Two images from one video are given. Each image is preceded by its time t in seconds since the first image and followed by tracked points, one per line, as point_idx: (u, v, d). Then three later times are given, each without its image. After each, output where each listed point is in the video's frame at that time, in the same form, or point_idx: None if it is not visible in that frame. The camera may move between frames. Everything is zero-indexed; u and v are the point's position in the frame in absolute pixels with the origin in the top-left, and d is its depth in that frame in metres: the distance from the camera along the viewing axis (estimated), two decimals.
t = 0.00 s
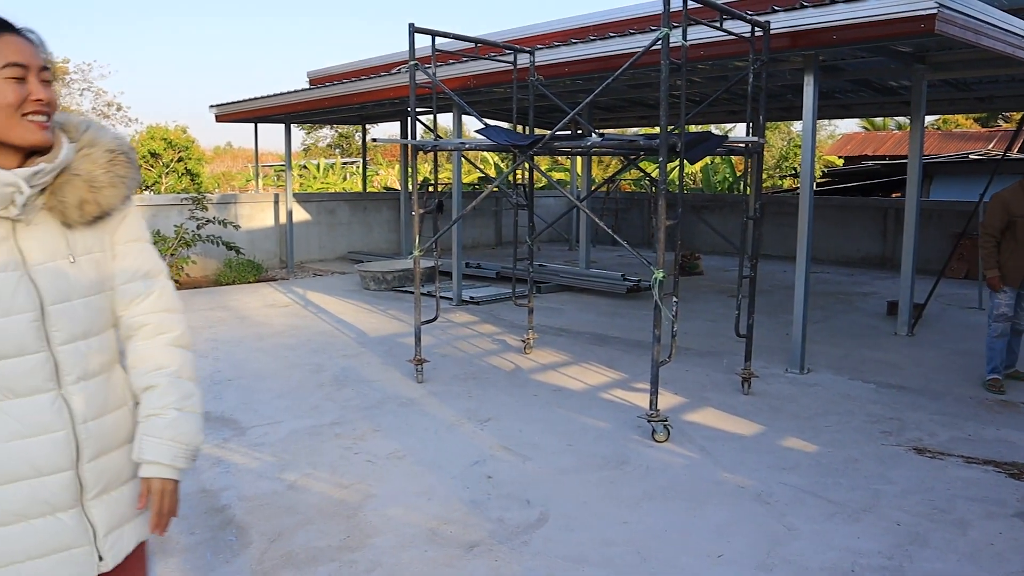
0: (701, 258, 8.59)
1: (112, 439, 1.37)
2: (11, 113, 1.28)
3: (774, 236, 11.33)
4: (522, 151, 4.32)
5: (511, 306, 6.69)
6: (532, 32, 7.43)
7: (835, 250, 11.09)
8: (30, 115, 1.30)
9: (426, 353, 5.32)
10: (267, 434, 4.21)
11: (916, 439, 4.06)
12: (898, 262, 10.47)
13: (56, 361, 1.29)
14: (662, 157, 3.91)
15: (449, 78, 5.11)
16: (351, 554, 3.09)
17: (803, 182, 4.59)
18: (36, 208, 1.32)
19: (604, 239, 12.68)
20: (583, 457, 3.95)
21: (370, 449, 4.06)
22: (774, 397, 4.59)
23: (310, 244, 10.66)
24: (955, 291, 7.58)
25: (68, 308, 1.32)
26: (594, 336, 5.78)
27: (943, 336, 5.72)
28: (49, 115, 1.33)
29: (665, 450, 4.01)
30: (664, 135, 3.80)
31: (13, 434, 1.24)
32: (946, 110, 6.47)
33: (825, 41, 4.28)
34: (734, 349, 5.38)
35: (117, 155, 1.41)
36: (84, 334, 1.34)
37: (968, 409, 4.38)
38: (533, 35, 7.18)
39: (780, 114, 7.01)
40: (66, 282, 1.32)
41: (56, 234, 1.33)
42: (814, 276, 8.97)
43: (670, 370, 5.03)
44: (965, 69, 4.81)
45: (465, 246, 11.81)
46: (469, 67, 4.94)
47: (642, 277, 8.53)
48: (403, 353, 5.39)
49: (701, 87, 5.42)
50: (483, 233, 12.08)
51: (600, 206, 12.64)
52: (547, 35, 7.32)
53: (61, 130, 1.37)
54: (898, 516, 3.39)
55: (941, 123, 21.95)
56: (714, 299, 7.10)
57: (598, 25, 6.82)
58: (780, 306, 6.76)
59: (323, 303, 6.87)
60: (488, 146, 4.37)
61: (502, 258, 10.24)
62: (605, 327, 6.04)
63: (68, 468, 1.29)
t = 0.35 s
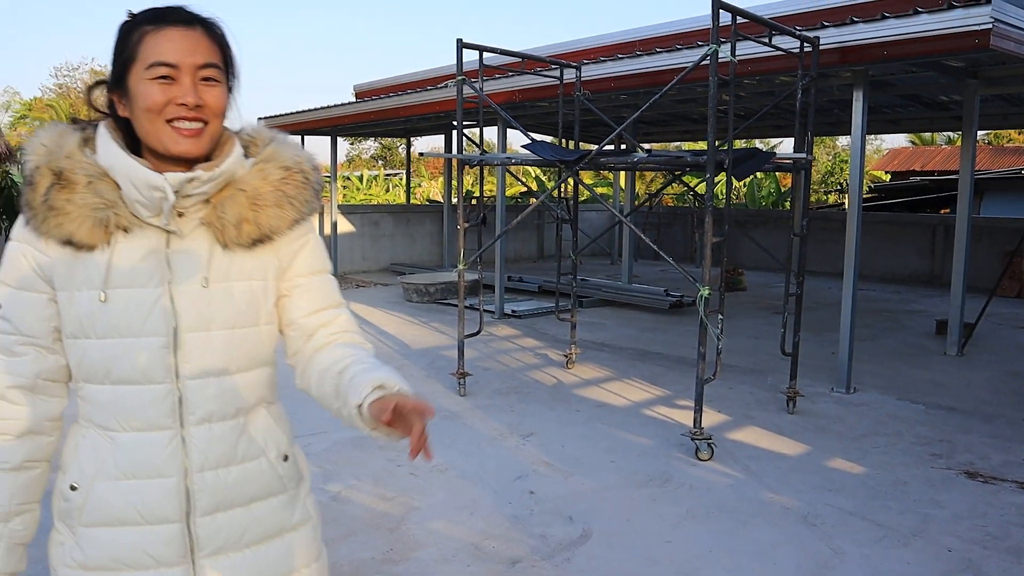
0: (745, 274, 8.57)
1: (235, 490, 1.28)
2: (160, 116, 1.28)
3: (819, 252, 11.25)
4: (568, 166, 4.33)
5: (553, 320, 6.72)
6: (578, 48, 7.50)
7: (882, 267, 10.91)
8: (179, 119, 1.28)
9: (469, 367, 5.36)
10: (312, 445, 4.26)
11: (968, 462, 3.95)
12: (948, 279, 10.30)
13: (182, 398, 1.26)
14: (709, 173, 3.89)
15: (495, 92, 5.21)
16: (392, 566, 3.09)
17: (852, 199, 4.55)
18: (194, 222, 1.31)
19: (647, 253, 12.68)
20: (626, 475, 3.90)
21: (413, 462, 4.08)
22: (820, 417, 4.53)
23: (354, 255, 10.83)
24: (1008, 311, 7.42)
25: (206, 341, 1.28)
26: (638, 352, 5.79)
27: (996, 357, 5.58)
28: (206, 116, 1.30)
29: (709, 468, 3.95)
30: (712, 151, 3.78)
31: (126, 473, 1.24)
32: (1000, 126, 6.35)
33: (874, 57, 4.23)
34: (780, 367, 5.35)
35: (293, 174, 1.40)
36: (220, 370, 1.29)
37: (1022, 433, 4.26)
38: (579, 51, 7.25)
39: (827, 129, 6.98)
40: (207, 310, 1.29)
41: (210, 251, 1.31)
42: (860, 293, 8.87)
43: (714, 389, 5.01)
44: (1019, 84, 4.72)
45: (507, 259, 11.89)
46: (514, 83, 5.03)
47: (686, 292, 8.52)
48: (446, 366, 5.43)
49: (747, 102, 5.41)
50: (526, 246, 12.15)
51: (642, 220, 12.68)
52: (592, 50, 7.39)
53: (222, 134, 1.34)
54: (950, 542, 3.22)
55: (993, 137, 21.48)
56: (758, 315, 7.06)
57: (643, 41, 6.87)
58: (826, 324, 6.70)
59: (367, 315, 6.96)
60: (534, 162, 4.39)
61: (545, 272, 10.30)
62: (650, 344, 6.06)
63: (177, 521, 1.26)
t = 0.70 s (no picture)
0: (756, 284, 8.58)
1: (398, 535, 1.17)
2: (353, 125, 1.14)
3: (830, 263, 11.24)
4: (581, 176, 4.33)
5: (565, 329, 6.74)
6: (590, 58, 7.55)
7: (894, 277, 10.88)
8: (371, 129, 1.13)
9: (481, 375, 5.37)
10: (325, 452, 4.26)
11: (982, 475, 3.91)
12: (960, 290, 10.27)
13: (355, 434, 1.16)
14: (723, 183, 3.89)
15: (508, 102, 5.25)
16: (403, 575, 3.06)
17: (865, 208, 4.55)
18: (389, 244, 1.19)
19: (657, 262, 12.71)
20: (638, 485, 3.88)
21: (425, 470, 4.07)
22: (833, 428, 4.52)
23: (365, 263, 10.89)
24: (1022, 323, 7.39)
25: (388, 374, 1.16)
26: (650, 362, 5.81)
27: (1009, 369, 5.55)
28: (399, 131, 1.14)
29: (721, 479, 3.92)
30: (725, 161, 3.79)
31: (288, 501, 1.16)
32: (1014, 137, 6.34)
33: (889, 68, 4.23)
34: (792, 378, 5.35)
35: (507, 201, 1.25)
36: (400, 407, 1.17)
37: None
38: (591, 61, 7.30)
39: (840, 139, 6.98)
40: (389, 341, 1.16)
41: (403, 280, 1.19)
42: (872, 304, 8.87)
43: (726, 399, 5.01)
44: None
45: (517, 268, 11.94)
46: (527, 92, 5.08)
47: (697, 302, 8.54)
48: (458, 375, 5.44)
49: (759, 112, 5.43)
50: (536, 255, 12.19)
51: (653, 230, 12.71)
52: (603, 61, 7.44)
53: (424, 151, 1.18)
54: (964, 555, 3.18)
55: (1005, 148, 21.39)
56: (770, 326, 7.06)
57: (655, 51, 6.92)
58: (838, 335, 6.70)
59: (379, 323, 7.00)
60: (547, 171, 4.40)
61: (556, 281, 10.34)
62: (662, 353, 6.07)
63: (333, 562, 1.15)
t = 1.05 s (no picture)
0: (753, 290, 8.60)
1: (454, 555, 1.21)
2: (417, 128, 1.17)
3: (827, 269, 11.26)
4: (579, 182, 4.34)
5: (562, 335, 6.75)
6: (588, 64, 7.57)
7: (891, 283, 10.89)
8: (431, 132, 1.15)
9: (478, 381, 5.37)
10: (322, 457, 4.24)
11: (979, 483, 3.91)
12: (956, 297, 10.29)
13: (420, 454, 1.19)
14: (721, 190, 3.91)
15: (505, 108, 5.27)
16: None
17: (862, 216, 4.57)
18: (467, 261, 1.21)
19: (654, 268, 12.73)
20: (636, 492, 3.87)
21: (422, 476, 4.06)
22: (830, 435, 4.53)
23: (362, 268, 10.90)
24: (1018, 330, 7.40)
25: (458, 396, 1.19)
26: (647, 368, 5.81)
27: (1006, 376, 5.56)
28: (458, 133, 1.15)
29: (718, 486, 3.92)
30: (722, 169, 3.80)
31: (348, 512, 1.21)
32: (1011, 145, 6.36)
33: (887, 75, 4.24)
34: (789, 385, 5.35)
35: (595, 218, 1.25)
36: (468, 429, 1.20)
37: None
38: (590, 67, 7.32)
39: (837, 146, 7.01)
40: (459, 364, 1.19)
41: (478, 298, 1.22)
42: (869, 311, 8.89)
43: (723, 405, 5.02)
44: None
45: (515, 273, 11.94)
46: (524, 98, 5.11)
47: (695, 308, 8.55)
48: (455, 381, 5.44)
49: (756, 119, 5.46)
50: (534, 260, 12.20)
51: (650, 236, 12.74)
52: (601, 67, 7.46)
53: (488, 154, 1.18)
54: (962, 563, 3.17)
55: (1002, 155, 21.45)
56: (768, 332, 7.07)
57: (653, 58, 6.94)
58: (836, 341, 6.71)
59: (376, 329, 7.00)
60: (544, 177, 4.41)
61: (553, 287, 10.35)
62: (659, 360, 6.08)
63: None
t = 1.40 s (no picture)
0: (751, 293, 8.62)
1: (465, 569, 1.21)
2: (415, 121, 1.17)
3: (824, 272, 11.29)
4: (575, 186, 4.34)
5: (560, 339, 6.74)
6: (585, 69, 7.58)
7: (888, 285, 10.92)
8: (430, 122, 1.16)
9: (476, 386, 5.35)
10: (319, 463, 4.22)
11: (979, 484, 3.91)
12: (953, 298, 10.31)
13: (431, 467, 1.19)
14: (719, 193, 3.91)
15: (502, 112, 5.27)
16: None
17: (859, 218, 4.57)
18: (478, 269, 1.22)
19: (652, 272, 12.74)
20: (635, 496, 3.86)
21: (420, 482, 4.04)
22: (829, 437, 4.53)
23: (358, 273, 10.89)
24: (1016, 331, 7.41)
25: (468, 409, 1.19)
26: (645, 372, 5.81)
27: (1004, 377, 5.57)
28: (458, 121, 1.14)
29: (718, 489, 3.91)
30: (720, 171, 3.81)
31: (357, 526, 1.21)
32: (1007, 147, 6.38)
33: (884, 78, 4.25)
34: (788, 388, 5.36)
35: (608, 222, 1.25)
36: (481, 441, 1.20)
37: None
38: (586, 71, 7.33)
39: (834, 148, 7.02)
40: (470, 375, 1.19)
41: (489, 307, 1.22)
42: (867, 313, 8.90)
43: (722, 409, 5.02)
44: None
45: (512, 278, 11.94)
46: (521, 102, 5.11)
47: (693, 312, 8.56)
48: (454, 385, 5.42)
49: (753, 121, 5.47)
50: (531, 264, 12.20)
51: (647, 240, 12.75)
52: (597, 71, 7.48)
53: (489, 142, 1.17)
54: (962, 564, 3.17)
55: (998, 158, 21.53)
56: (766, 335, 7.08)
57: (649, 62, 6.96)
58: (834, 344, 6.71)
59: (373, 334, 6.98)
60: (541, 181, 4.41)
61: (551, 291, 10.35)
62: (657, 363, 6.08)
63: None
